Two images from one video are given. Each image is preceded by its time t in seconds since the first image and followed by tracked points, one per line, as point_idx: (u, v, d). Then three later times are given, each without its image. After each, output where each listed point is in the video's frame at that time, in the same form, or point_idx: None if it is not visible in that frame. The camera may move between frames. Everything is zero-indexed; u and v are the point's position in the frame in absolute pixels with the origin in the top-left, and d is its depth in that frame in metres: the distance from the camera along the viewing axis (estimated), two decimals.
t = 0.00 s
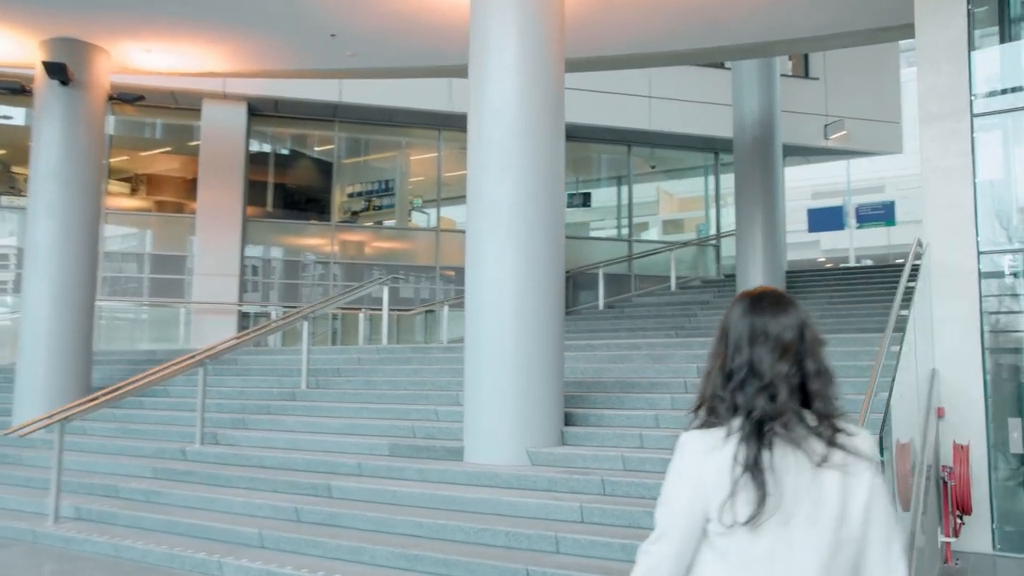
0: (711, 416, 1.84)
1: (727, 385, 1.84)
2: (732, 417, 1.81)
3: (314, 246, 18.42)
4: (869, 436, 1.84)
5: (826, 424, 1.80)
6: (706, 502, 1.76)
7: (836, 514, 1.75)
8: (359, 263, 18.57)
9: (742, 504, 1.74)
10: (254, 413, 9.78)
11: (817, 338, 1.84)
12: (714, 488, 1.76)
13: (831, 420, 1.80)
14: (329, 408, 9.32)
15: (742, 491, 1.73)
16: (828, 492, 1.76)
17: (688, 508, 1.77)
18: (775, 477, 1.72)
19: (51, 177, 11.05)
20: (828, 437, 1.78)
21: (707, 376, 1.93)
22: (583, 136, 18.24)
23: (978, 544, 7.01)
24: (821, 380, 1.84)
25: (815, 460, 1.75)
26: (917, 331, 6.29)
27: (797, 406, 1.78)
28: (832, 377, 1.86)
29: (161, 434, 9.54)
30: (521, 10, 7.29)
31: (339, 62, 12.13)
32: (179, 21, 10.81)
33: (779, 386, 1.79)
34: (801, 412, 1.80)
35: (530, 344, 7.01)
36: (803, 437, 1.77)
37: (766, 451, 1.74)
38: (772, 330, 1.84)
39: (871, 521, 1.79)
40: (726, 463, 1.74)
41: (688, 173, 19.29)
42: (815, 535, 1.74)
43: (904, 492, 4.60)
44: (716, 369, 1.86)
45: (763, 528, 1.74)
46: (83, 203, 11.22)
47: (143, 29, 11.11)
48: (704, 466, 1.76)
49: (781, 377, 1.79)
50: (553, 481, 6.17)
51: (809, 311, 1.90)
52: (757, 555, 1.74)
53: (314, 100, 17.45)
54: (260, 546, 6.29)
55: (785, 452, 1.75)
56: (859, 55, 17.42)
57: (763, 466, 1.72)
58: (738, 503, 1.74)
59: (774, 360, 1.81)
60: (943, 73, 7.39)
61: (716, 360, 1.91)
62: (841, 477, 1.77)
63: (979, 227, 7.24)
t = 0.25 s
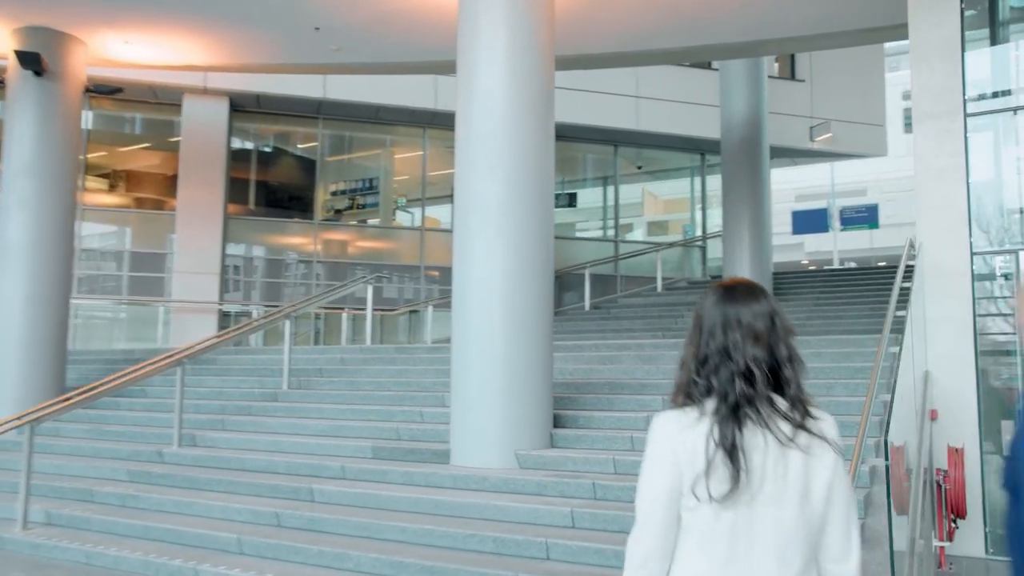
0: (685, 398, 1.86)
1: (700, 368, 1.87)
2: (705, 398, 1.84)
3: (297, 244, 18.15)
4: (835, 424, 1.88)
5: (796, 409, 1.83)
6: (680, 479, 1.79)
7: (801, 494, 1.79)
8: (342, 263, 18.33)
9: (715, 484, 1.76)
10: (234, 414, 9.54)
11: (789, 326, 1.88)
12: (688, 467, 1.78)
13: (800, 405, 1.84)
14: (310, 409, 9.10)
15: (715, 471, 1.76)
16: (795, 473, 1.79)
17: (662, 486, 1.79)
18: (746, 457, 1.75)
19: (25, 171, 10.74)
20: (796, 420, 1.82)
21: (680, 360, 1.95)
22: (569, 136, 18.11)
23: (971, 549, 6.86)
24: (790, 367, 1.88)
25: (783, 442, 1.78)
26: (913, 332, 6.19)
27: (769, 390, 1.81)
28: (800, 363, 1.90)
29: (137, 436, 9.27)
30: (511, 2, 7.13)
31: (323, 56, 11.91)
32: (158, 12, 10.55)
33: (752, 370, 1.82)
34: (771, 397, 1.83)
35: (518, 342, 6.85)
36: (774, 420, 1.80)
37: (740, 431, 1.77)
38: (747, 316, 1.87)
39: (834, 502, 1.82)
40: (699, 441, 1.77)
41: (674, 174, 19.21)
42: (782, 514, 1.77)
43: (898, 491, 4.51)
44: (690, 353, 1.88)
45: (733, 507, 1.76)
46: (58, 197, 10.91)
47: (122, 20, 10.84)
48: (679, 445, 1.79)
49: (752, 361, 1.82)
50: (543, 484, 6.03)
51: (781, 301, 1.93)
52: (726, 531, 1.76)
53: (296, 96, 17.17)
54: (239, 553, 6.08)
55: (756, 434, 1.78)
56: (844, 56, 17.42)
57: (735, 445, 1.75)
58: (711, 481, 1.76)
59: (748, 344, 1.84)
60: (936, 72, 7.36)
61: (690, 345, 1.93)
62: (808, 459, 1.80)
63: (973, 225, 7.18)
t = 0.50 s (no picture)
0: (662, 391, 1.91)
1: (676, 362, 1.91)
2: (681, 391, 1.88)
3: (283, 244, 17.92)
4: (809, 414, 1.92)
5: (771, 400, 1.87)
6: (660, 468, 1.84)
7: (776, 482, 1.84)
8: (330, 262, 18.11)
9: (690, 474, 1.81)
10: (218, 415, 9.32)
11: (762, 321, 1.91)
12: (665, 458, 1.84)
13: (774, 396, 1.88)
14: (296, 410, 8.89)
15: (691, 462, 1.81)
16: (771, 461, 1.84)
17: (641, 475, 1.84)
18: (722, 446, 1.80)
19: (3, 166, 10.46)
20: (770, 411, 1.86)
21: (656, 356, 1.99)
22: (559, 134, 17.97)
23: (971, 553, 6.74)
24: (764, 360, 1.92)
25: (756, 431, 1.83)
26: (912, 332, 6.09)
27: (743, 382, 1.86)
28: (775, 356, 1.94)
29: (118, 438, 9.02)
30: None
31: (311, 50, 11.70)
32: (141, 4, 10.30)
33: (726, 363, 1.86)
34: (746, 388, 1.87)
35: (510, 342, 6.68)
36: (749, 411, 1.85)
37: (715, 421, 1.81)
38: (722, 312, 1.91)
39: (807, 488, 1.88)
40: (678, 432, 1.83)
41: (664, 173, 19.12)
42: (758, 502, 1.82)
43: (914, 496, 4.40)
44: (665, 346, 1.92)
45: (710, 497, 1.81)
46: (37, 193, 10.63)
47: (103, 12, 10.57)
48: (658, 435, 1.85)
49: (725, 355, 1.87)
50: (536, 488, 5.90)
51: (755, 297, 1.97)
52: (704, 518, 1.81)
53: (283, 92, 16.92)
54: (222, 559, 5.88)
55: (732, 424, 1.83)
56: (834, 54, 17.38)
57: (711, 435, 1.80)
58: (688, 471, 1.81)
59: (721, 339, 1.88)
60: (937, 67, 6.91)
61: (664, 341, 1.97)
62: (782, 448, 1.85)
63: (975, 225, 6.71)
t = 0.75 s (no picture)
0: (629, 413, 1.88)
1: (641, 384, 1.87)
2: (648, 413, 1.84)
3: (272, 242, 17.66)
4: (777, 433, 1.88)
5: (737, 420, 1.83)
6: (625, 490, 1.80)
7: (742, 503, 1.79)
8: (319, 261, 17.90)
9: (658, 496, 1.76)
10: (204, 417, 9.10)
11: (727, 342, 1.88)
12: (632, 480, 1.79)
13: (740, 417, 1.83)
14: (285, 412, 8.68)
15: (659, 483, 1.76)
16: (737, 482, 1.79)
17: (606, 498, 1.80)
18: (686, 467, 1.74)
19: None
20: (735, 431, 1.82)
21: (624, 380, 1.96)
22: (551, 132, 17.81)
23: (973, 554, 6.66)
24: (729, 381, 1.87)
25: (722, 451, 1.78)
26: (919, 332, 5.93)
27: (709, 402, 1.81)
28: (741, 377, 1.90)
29: (101, 441, 8.78)
30: None
31: (299, 45, 11.48)
32: None
33: (690, 385, 1.82)
34: (711, 409, 1.83)
35: (504, 342, 6.51)
36: (714, 431, 1.80)
37: (679, 443, 1.76)
38: (687, 334, 1.87)
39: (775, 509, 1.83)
40: (644, 452, 1.78)
41: (657, 171, 19.00)
42: (724, 524, 1.76)
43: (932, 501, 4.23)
44: (633, 367, 1.89)
45: (678, 520, 1.76)
46: (18, 189, 10.37)
47: (86, 3, 10.32)
48: (622, 456, 1.80)
49: (689, 377, 1.83)
50: (531, 491, 5.75)
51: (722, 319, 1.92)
52: (669, 543, 1.76)
53: (271, 88, 16.68)
54: (208, 565, 5.68)
55: (697, 444, 1.78)
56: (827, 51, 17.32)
57: (675, 456, 1.75)
58: (652, 493, 1.77)
59: (686, 362, 1.84)
60: (937, 60, 6.77)
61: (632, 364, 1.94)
62: (748, 468, 1.80)
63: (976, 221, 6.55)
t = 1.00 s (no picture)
0: (602, 400, 2.01)
1: (614, 373, 2.01)
2: (619, 399, 1.97)
3: (260, 241, 17.40)
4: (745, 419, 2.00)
5: (705, 407, 1.95)
6: (597, 472, 1.92)
7: (710, 486, 1.90)
8: (307, 260, 17.66)
9: (626, 477, 1.88)
10: (189, 420, 8.87)
11: (696, 332, 2.01)
12: (602, 462, 1.91)
13: (708, 404, 1.96)
14: (271, 415, 8.45)
15: (628, 465, 1.88)
16: (705, 466, 1.90)
17: (580, 480, 1.93)
18: (655, 452, 1.86)
19: None
20: (703, 416, 1.94)
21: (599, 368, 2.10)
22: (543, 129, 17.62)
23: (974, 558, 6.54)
24: (698, 370, 2.01)
25: (689, 435, 1.90)
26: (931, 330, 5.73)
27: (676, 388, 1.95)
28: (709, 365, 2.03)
29: (82, 444, 8.53)
30: None
31: (287, 39, 11.24)
32: None
33: (659, 373, 1.95)
34: (679, 396, 1.96)
35: (498, 340, 6.33)
36: (683, 417, 1.93)
37: (648, 427, 1.89)
38: (658, 325, 2.00)
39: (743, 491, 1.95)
40: (614, 438, 1.90)
41: (649, 170, 18.85)
42: (690, 504, 1.89)
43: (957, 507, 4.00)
44: (606, 358, 2.01)
45: (644, 500, 1.88)
46: None
47: None
48: (594, 442, 1.92)
49: (658, 366, 1.96)
50: (527, 495, 5.60)
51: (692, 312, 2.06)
52: (638, 521, 1.89)
53: (258, 84, 16.42)
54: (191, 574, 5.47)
55: (666, 429, 1.90)
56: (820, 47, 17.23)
57: (644, 440, 1.87)
58: (623, 476, 1.88)
59: (655, 351, 1.97)
60: (938, 53, 6.61)
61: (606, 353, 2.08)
62: (716, 453, 1.92)
63: (980, 217, 6.39)
